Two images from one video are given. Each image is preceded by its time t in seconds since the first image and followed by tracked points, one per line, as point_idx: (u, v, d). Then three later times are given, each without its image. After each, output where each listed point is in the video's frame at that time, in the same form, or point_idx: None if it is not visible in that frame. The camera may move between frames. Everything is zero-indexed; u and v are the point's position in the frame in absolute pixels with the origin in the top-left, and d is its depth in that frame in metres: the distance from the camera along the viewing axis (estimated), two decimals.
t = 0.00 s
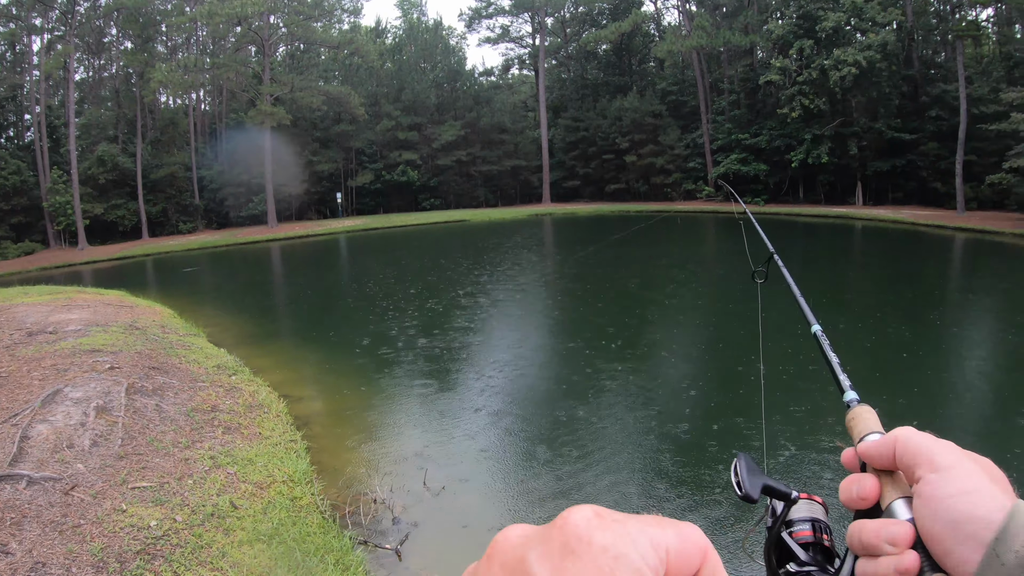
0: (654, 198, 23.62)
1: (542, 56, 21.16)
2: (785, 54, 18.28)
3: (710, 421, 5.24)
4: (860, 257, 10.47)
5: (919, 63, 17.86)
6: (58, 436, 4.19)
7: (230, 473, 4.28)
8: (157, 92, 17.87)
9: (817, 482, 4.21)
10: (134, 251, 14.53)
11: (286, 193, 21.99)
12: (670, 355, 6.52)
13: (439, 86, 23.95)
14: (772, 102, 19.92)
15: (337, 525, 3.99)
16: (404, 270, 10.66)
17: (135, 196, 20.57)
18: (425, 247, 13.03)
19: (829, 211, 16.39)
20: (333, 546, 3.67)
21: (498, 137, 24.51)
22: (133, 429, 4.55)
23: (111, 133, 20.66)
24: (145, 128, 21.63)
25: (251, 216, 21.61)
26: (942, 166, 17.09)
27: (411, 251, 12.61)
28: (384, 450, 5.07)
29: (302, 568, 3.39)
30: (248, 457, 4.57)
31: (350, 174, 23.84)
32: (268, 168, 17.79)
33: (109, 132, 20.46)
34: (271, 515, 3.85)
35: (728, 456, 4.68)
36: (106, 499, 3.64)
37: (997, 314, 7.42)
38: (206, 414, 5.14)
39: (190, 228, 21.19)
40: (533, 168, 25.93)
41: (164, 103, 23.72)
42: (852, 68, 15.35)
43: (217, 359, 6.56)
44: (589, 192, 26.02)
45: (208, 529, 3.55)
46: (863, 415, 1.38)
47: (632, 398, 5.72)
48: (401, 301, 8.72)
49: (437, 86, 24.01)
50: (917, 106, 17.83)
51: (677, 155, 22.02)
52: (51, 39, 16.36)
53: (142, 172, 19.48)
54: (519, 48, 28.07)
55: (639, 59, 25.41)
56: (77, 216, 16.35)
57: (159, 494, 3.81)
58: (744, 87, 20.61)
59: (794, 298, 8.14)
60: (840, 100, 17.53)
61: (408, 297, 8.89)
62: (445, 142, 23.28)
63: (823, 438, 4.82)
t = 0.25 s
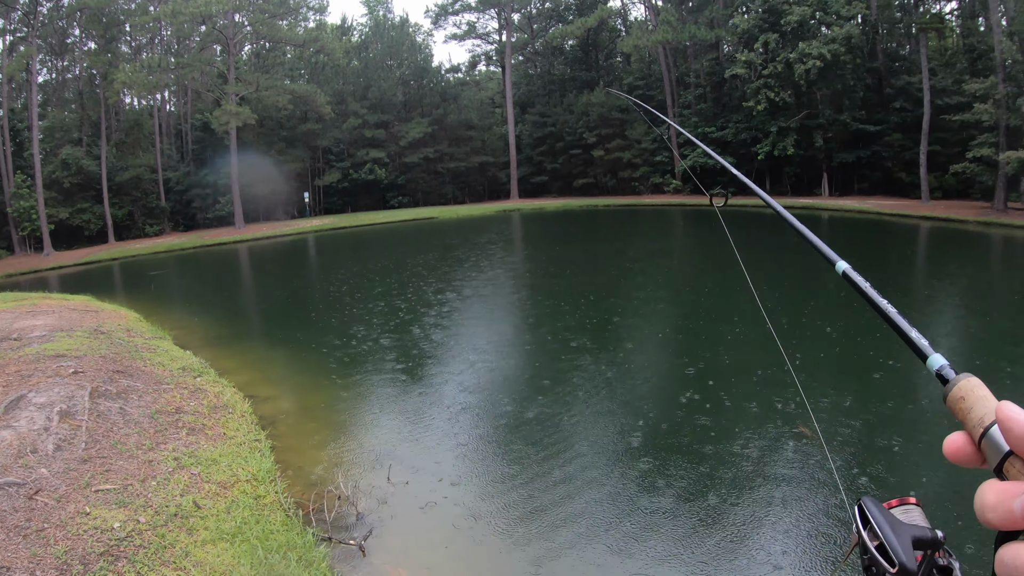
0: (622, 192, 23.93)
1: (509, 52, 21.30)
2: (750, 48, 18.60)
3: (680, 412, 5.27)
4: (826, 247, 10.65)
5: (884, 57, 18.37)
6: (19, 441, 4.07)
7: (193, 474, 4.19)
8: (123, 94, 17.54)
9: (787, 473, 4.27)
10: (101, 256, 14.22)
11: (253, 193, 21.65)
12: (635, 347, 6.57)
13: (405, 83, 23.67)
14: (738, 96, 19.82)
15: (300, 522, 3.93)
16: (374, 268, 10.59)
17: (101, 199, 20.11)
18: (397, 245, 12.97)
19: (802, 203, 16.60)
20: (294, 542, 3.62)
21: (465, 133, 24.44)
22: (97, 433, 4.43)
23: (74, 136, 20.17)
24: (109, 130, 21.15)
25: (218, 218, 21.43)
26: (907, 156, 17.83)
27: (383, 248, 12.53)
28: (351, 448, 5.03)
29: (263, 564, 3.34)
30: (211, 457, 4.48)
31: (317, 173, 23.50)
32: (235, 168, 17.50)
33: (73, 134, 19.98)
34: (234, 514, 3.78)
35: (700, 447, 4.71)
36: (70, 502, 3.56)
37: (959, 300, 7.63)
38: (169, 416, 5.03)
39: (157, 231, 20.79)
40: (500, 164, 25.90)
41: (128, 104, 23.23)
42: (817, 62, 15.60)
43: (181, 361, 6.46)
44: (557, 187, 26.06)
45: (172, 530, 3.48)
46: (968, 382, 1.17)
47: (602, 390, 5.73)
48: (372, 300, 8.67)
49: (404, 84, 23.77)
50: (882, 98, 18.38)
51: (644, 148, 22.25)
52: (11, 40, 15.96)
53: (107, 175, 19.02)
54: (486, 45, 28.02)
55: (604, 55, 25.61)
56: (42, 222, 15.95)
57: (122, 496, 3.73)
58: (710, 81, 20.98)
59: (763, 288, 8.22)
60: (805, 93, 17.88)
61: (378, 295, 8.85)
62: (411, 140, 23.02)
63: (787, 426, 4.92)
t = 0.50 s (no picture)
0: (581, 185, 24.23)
1: (467, 49, 21.45)
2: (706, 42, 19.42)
3: (643, 402, 5.30)
4: (784, 235, 10.84)
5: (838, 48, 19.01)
6: None
7: (149, 479, 4.08)
8: (77, 95, 17.08)
9: (750, 460, 4.33)
10: (59, 263, 13.80)
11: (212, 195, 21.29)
12: (592, 338, 6.63)
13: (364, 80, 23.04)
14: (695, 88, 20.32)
15: (257, 525, 3.86)
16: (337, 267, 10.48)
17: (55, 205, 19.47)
18: (361, 243, 12.89)
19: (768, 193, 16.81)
20: (251, 545, 3.55)
21: (424, 130, 24.14)
22: (51, 441, 4.29)
23: (26, 141, 19.49)
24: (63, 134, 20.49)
25: (177, 222, 21.30)
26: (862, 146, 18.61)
27: (349, 248, 12.41)
28: (312, 449, 4.95)
29: (219, 568, 3.27)
30: (167, 462, 4.37)
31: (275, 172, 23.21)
32: (189, 169, 17.09)
33: (25, 139, 19.30)
34: (192, 518, 3.70)
35: (664, 436, 4.74)
36: (24, 513, 3.47)
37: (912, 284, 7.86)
38: (125, 422, 4.90)
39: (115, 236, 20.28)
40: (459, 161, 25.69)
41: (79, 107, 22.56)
42: (773, 53, 16.31)
43: (138, 367, 6.34)
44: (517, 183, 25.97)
45: (127, 536, 3.40)
46: (951, 297, 1.02)
47: (566, 384, 5.73)
48: (335, 299, 8.58)
49: (362, 81, 23.20)
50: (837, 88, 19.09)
51: (603, 142, 22.72)
52: None
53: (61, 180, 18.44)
54: (443, 41, 27.87)
55: (562, 50, 25.75)
56: None
57: (77, 505, 3.63)
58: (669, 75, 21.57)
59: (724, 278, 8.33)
60: (762, 85, 18.37)
61: (340, 294, 8.79)
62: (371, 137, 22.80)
63: (745, 412, 4.99)
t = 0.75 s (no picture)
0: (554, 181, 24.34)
1: (439, 47, 21.43)
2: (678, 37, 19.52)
3: (619, 396, 5.31)
4: (757, 228, 10.96)
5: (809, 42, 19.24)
6: None
7: (122, 487, 4.02)
8: (46, 98, 16.80)
9: (726, 450, 4.35)
10: (29, 269, 13.49)
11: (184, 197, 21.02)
12: (566, 334, 6.66)
13: (335, 79, 22.95)
14: (666, 83, 20.98)
15: (233, 529, 3.81)
16: (313, 268, 10.40)
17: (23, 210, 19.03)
18: (338, 243, 12.82)
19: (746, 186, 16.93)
20: (226, 550, 3.50)
21: (396, 128, 23.99)
22: (23, 450, 4.21)
23: None
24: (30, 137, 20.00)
25: (148, 224, 21.18)
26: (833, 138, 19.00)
27: (326, 247, 12.33)
28: (290, 452, 4.90)
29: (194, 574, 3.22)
30: (141, 469, 4.32)
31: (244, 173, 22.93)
32: (161, 171, 16.85)
33: None
34: (166, 525, 3.66)
35: (642, 429, 4.74)
36: None
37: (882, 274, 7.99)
38: (99, 429, 4.82)
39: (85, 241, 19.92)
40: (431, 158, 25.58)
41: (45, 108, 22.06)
42: (743, 48, 16.53)
43: (110, 373, 6.25)
44: (490, 179, 25.94)
45: (102, 544, 3.36)
46: (951, 324, 0.96)
47: (544, 379, 5.74)
48: (311, 299, 8.52)
49: (333, 79, 22.90)
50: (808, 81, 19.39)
51: (576, 137, 22.96)
52: None
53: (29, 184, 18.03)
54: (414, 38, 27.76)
55: (534, 45, 25.87)
56: None
57: (52, 515, 3.57)
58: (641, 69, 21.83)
59: (699, 272, 8.39)
60: (735, 79, 18.66)
61: (315, 294, 8.74)
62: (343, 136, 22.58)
63: (718, 403, 5.03)
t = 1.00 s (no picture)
0: (537, 185, 24.41)
1: (423, 51, 21.49)
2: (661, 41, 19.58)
3: (605, 400, 5.34)
4: (741, 231, 11.05)
5: (792, 46, 19.39)
6: None
7: (104, 495, 3.99)
8: (28, 100, 16.64)
9: (710, 454, 4.38)
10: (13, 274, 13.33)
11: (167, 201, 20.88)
12: (550, 338, 6.69)
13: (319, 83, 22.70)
14: (651, 87, 21.15)
15: (215, 537, 3.78)
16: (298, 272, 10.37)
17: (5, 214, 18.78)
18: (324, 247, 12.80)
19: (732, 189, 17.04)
20: (209, 558, 3.48)
21: (380, 132, 23.96)
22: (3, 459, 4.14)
23: None
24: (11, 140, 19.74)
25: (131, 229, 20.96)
26: (816, 141, 19.18)
27: (312, 251, 12.31)
28: (274, 459, 4.87)
29: None
30: (123, 477, 4.28)
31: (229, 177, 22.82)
32: (144, 175, 16.70)
33: None
34: (149, 533, 3.63)
35: (625, 432, 4.78)
36: None
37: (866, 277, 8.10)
38: (80, 437, 4.78)
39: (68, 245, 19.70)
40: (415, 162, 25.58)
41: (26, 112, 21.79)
42: (727, 52, 16.71)
43: (92, 380, 6.20)
44: (474, 183, 25.97)
45: (84, 554, 3.33)
46: (930, 321, 1.00)
47: (530, 384, 5.75)
48: (297, 304, 8.49)
49: (317, 82, 22.77)
50: (791, 86, 19.57)
51: (559, 141, 23.02)
52: None
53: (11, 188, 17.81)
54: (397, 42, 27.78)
55: (518, 50, 26.03)
56: None
57: (33, 525, 3.53)
58: (623, 74, 21.93)
59: (684, 275, 8.45)
60: (718, 83, 18.87)
61: (300, 299, 8.72)
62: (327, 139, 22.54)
63: (701, 407, 5.07)
